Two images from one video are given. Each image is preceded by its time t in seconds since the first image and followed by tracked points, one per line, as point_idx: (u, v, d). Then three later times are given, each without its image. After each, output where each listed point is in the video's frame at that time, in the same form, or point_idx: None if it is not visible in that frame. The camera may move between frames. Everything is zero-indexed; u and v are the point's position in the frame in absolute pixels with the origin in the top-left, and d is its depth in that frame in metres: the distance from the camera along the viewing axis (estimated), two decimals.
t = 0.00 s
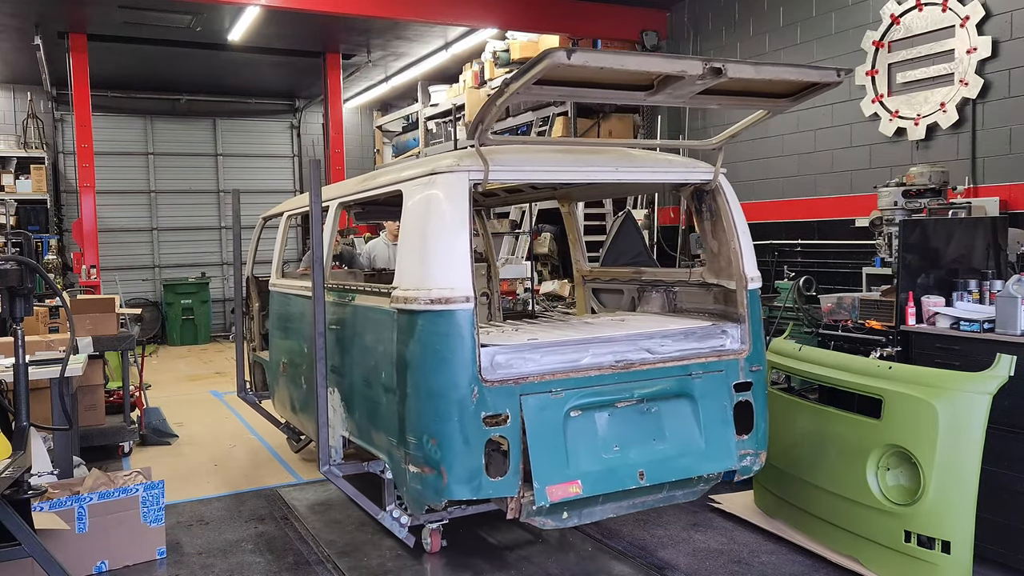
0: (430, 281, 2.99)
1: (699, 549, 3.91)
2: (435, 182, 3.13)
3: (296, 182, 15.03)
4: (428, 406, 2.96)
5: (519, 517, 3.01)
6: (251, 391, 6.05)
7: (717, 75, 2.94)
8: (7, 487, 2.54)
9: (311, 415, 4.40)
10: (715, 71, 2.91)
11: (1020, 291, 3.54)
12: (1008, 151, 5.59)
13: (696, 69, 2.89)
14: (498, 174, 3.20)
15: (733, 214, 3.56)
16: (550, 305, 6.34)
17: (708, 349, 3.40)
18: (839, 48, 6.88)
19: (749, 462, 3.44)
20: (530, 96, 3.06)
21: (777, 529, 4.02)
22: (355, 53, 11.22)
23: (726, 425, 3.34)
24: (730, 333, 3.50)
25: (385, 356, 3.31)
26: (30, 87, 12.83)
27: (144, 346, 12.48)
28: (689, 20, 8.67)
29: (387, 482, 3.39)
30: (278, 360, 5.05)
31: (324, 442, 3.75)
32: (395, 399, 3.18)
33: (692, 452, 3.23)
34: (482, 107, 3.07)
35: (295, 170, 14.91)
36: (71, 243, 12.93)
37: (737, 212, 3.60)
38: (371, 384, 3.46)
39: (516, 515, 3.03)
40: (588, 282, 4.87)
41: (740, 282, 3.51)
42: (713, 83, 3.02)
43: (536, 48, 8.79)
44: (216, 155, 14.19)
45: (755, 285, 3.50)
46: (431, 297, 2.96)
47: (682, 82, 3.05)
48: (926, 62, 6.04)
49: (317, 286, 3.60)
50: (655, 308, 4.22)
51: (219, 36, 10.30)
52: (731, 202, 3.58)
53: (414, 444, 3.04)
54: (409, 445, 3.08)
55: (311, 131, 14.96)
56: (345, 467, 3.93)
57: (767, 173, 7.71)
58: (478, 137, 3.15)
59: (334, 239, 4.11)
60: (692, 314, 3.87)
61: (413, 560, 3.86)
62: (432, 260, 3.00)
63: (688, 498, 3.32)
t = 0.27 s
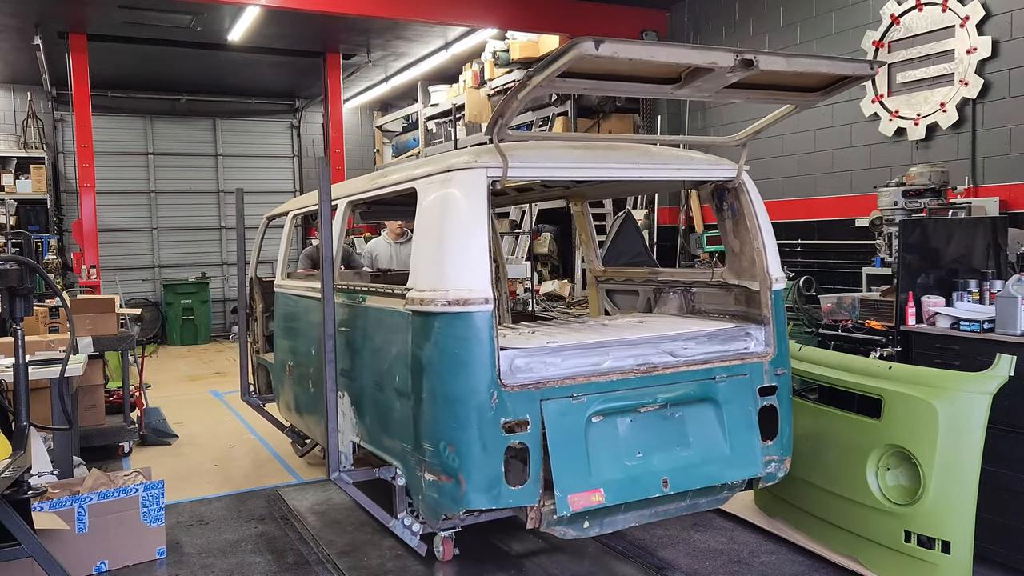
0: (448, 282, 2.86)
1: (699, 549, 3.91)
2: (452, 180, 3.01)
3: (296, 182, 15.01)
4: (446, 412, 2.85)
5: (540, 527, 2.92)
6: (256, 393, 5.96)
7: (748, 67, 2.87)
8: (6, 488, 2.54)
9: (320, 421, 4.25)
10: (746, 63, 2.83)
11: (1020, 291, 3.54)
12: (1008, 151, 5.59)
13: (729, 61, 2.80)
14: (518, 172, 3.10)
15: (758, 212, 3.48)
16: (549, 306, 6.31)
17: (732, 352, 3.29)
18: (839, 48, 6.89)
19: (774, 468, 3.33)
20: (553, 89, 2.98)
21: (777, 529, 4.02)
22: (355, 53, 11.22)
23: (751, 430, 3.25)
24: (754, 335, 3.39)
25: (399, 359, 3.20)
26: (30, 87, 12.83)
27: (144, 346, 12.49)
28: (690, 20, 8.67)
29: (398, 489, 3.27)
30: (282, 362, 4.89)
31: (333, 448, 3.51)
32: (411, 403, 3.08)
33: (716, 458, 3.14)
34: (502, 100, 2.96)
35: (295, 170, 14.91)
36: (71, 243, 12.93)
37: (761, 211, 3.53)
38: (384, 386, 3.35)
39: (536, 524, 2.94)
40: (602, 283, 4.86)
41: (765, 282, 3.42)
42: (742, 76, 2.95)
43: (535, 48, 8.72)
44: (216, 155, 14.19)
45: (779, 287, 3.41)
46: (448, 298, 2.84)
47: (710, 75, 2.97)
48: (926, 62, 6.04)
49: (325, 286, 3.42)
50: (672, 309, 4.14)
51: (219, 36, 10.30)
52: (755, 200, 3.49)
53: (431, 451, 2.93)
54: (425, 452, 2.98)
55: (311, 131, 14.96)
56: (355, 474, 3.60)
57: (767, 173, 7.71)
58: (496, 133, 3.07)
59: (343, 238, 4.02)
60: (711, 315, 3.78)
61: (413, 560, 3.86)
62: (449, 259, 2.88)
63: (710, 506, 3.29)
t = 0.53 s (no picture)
0: (465, 282, 2.77)
1: (699, 549, 3.91)
2: (469, 177, 2.89)
3: (296, 182, 15.00)
4: (463, 417, 2.75)
5: (561, 537, 2.83)
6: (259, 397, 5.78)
7: (779, 58, 2.73)
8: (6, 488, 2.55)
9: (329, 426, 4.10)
10: (778, 54, 2.69)
11: (1020, 291, 3.54)
12: (1008, 151, 5.58)
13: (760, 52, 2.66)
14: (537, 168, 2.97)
15: (781, 208, 3.36)
16: (549, 306, 6.30)
17: (756, 354, 3.19)
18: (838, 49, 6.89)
19: (800, 474, 3.23)
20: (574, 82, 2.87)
21: (777, 528, 4.02)
22: (355, 53, 11.22)
23: (777, 434, 3.15)
24: (778, 337, 3.29)
25: (413, 363, 3.09)
26: (30, 87, 12.83)
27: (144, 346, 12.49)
28: (689, 20, 8.67)
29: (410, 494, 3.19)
30: (288, 364, 4.74)
31: (344, 454, 3.32)
32: (426, 408, 2.97)
33: (741, 465, 3.04)
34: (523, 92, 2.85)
35: (295, 169, 14.91)
36: (71, 243, 12.93)
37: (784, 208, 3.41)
38: (397, 391, 3.25)
39: (557, 534, 2.84)
40: (615, 283, 4.71)
41: (788, 281, 3.31)
42: (772, 67, 2.81)
43: (535, 48, 8.73)
44: (216, 155, 14.19)
45: (804, 286, 3.31)
46: (465, 299, 2.74)
47: (740, 66, 2.82)
48: (926, 62, 6.04)
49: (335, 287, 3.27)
50: (690, 309, 4.06)
51: (219, 36, 10.30)
52: (778, 197, 3.37)
53: (447, 458, 2.83)
54: (441, 458, 2.87)
55: (311, 131, 14.97)
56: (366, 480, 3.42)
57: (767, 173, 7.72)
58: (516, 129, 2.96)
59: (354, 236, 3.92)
60: (732, 316, 3.70)
61: (412, 560, 3.85)
62: (466, 258, 2.78)
63: (734, 514, 3.21)
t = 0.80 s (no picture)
0: (484, 282, 2.57)
1: (699, 549, 3.91)
2: (487, 174, 2.68)
3: (296, 182, 14.98)
4: (484, 423, 2.55)
5: (583, 548, 2.66)
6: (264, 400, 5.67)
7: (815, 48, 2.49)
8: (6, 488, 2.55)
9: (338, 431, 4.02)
10: (814, 45, 2.46)
11: (1020, 291, 3.53)
12: (1008, 151, 5.58)
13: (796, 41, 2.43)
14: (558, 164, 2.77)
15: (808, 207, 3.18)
16: (549, 306, 6.30)
17: (784, 358, 3.01)
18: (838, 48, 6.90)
19: (828, 482, 3.05)
20: (601, 76, 2.67)
21: (776, 528, 4.02)
22: (355, 53, 11.22)
23: (807, 441, 2.97)
24: (806, 340, 3.10)
25: (427, 365, 2.89)
26: (30, 87, 12.83)
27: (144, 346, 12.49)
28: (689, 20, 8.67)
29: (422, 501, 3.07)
30: (295, 368, 4.67)
31: (354, 459, 3.23)
32: (440, 413, 2.78)
33: (771, 473, 2.88)
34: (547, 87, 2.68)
35: (295, 169, 14.91)
36: (71, 243, 12.93)
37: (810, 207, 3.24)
38: (408, 394, 3.06)
39: (579, 545, 2.68)
40: (630, 283, 4.51)
41: (816, 283, 3.14)
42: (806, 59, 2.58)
43: (535, 48, 8.72)
44: (216, 155, 14.20)
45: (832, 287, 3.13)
46: (484, 300, 2.54)
47: (772, 58, 2.60)
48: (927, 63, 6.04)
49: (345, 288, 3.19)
50: (710, 311, 3.86)
51: (219, 36, 10.30)
52: (804, 194, 3.20)
53: (464, 466, 2.64)
54: (457, 467, 2.68)
55: (311, 131, 14.98)
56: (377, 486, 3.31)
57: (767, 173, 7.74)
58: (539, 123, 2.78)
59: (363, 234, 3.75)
60: (754, 319, 3.51)
61: (413, 560, 3.85)
62: (485, 256, 2.58)
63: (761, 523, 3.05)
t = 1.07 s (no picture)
0: (508, 283, 2.52)
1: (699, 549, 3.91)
2: (510, 171, 2.62)
3: (296, 182, 14.96)
4: (508, 431, 2.50)
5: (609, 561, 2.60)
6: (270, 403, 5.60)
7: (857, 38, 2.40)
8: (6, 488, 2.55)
9: (350, 435, 3.94)
10: (858, 34, 2.37)
11: (1020, 291, 3.53)
12: (1008, 151, 5.58)
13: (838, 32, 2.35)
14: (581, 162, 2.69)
15: (838, 206, 3.12)
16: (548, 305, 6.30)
17: (814, 362, 2.96)
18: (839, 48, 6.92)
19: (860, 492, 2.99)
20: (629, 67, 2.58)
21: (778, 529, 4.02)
22: (355, 53, 11.22)
23: (839, 449, 2.91)
24: (837, 344, 3.04)
25: (446, 370, 2.84)
26: (30, 87, 12.83)
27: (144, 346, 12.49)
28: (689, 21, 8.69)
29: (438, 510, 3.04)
30: (303, 370, 4.60)
31: (366, 467, 3.22)
32: (462, 420, 2.73)
33: (802, 482, 2.82)
34: (573, 77, 2.60)
35: (295, 169, 14.90)
36: (71, 243, 12.93)
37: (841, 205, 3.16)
38: (427, 400, 3.01)
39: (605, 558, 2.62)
40: (647, 285, 4.39)
41: (848, 284, 3.06)
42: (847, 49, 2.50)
43: (535, 48, 8.71)
44: (216, 155, 14.20)
45: (864, 290, 3.04)
46: (507, 303, 2.50)
47: (812, 48, 2.54)
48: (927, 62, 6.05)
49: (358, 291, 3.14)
50: (732, 314, 3.73)
51: (219, 36, 10.30)
52: (834, 192, 3.13)
53: (487, 475, 2.59)
54: (480, 476, 2.63)
55: (311, 131, 14.97)
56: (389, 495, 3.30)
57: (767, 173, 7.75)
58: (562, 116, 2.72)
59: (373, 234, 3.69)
60: (781, 322, 3.41)
61: (413, 560, 3.86)
62: (509, 257, 2.54)
63: (790, 533, 2.99)
